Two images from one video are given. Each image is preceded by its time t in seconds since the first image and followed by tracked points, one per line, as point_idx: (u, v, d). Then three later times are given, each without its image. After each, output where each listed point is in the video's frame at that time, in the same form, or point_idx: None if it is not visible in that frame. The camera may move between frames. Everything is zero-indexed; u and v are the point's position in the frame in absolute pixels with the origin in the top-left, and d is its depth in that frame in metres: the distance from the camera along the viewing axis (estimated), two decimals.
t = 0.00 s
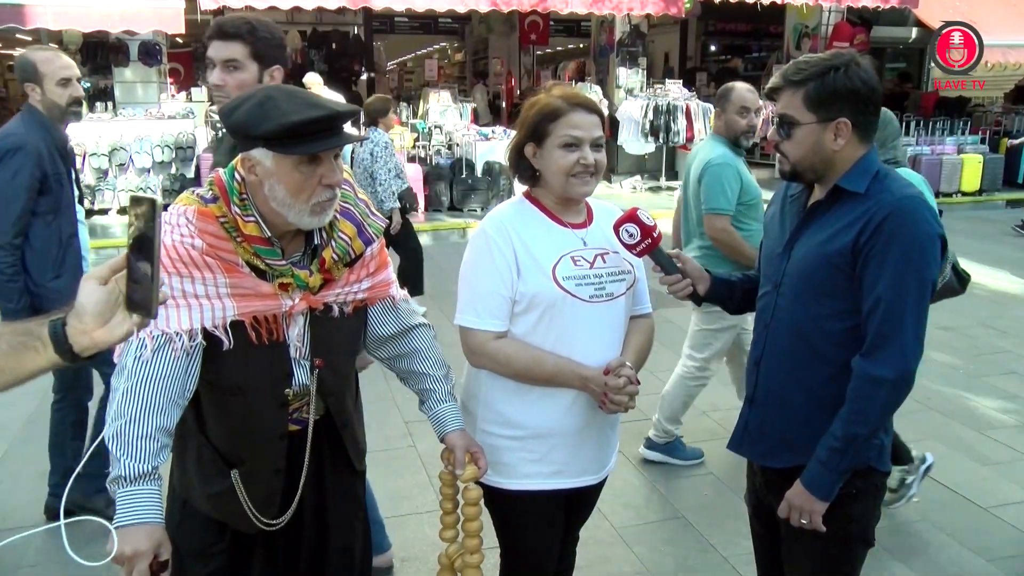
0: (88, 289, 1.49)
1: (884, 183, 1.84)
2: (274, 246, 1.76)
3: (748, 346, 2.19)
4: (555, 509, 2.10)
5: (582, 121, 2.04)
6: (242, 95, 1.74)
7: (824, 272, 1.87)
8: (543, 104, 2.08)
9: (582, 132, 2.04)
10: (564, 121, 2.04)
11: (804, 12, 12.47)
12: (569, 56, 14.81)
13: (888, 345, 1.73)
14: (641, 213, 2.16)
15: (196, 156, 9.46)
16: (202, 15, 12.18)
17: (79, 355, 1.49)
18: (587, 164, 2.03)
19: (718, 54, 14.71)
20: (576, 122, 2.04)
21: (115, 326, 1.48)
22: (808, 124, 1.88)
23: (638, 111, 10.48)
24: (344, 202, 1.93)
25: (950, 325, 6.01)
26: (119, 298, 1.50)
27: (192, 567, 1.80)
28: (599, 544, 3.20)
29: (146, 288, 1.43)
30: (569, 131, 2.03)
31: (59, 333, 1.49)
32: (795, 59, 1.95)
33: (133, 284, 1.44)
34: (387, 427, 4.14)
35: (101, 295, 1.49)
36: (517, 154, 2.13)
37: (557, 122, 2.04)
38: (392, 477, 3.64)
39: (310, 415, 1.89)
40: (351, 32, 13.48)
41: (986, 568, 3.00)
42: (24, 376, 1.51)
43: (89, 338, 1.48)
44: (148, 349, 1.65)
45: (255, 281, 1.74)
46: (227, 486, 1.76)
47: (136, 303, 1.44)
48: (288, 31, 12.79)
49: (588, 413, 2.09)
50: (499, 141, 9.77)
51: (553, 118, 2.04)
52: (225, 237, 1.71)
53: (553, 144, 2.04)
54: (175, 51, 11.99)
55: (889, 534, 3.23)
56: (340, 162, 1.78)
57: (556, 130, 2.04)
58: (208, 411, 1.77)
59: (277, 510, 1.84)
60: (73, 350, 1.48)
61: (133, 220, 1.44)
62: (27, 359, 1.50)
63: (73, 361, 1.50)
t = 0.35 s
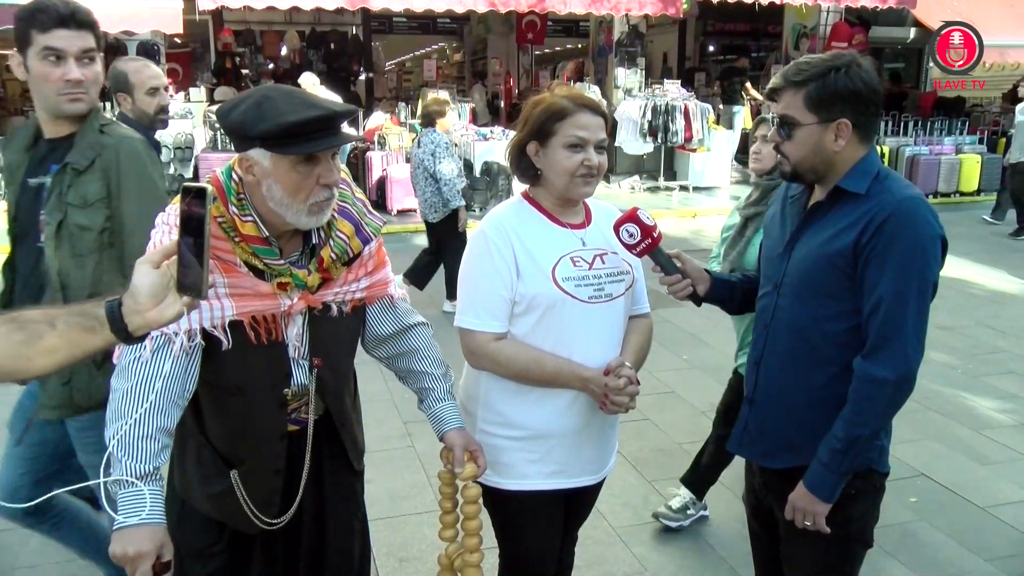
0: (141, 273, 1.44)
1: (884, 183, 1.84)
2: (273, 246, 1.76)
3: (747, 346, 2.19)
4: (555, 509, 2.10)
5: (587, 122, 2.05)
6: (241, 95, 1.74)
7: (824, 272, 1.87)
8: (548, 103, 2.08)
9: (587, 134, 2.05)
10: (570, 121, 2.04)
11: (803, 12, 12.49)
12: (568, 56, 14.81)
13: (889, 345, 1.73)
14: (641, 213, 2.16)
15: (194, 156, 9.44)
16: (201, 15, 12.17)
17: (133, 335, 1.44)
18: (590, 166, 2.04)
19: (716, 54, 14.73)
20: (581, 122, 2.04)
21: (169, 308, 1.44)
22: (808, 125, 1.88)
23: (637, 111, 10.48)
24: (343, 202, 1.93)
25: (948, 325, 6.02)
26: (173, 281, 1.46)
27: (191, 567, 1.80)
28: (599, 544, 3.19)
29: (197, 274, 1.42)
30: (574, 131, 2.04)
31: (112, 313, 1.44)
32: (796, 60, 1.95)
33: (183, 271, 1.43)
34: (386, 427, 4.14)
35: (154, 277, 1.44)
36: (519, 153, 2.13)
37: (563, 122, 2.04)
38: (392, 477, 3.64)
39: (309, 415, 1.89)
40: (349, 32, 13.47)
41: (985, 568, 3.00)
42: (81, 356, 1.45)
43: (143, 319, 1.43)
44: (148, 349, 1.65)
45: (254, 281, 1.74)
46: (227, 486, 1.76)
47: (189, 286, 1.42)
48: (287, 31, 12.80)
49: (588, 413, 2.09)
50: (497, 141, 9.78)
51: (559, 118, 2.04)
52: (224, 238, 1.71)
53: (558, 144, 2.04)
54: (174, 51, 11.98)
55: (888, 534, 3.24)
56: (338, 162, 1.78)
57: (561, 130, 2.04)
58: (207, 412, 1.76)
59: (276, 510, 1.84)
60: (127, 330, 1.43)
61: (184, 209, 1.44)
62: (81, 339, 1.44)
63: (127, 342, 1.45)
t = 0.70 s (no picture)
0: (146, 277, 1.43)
1: (884, 184, 1.84)
2: (274, 246, 1.76)
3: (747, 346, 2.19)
4: (554, 509, 2.10)
5: (596, 127, 2.05)
6: (238, 96, 1.74)
7: (823, 272, 1.87)
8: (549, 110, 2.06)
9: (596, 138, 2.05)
10: (580, 128, 2.03)
11: (803, 13, 12.48)
12: (567, 56, 14.80)
13: (889, 345, 1.73)
14: (640, 215, 2.18)
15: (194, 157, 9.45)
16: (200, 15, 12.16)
17: (136, 340, 1.43)
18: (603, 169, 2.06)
19: (716, 55, 14.74)
20: (591, 129, 2.04)
21: (173, 312, 1.44)
22: (808, 127, 1.88)
23: (637, 111, 10.48)
24: (342, 202, 1.93)
25: (948, 325, 6.02)
26: (176, 287, 1.46)
27: (191, 567, 1.80)
28: (598, 544, 3.20)
29: (200, 278, 1.43)
30: (586, 137, 2.04)
31: (116, 318, 1.42)
32: (794, 61, 1.95)
33: (187, 274, 1.42)
34: (386, 427, 4.14)
35: (159, 281, 1.44)
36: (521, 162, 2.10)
37: (573, 129, 2.03)
38: (392, 477, 3.64)
39: (308, 415, 1.89)
40: (349, 33, 13.45)
41: (984, 569, 3.00)
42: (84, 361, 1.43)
43: (148, 323, 1.42)
44: (149, 350, 1.65)
45: (255, 281, 1.74)
46: (227, 486, 1.76)
47: (193, 290, 1.42)
48: (287, 31, 12.80)
49: (588, 412, 2.09)
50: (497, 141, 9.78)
51: (568, 124, 2.03)
52: (225, 238, 1.71)
53: (569, 151, 2.04)
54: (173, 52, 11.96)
55: (888, 534, 3.24)
56: (338, 162, 1.78)
57: (572, 137, 2.03)
58: (208, 411, 1.77)
59: (276, 510, 1.85)
60: (129, 335, 1.42)
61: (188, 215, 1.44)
62: (81, 344, 1.41)
63: (128, 348, 1.43)
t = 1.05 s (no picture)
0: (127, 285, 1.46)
1: (883, 184, 1.85)
2: (273, 248, 1.77)
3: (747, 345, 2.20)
4: (555, 509, 2.10)
5: (591, 126, 2.05)
6: (239, 97, 1.74)
7: (822, 272, 1.87)
8: (546, 110, 2.06)
9: (593, 138, 2.05)
10: (577, 128, 2.03)
11: (802, 12, 12.46)
12: (567, 56, 14.80)
13: (887, 345, 1.73)
14: (639, 215, 2.18)
15: (194, 157, 9.46)
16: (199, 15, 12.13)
17: (115, 350, 1.42)
18: (599, 167, 2.06)
19: (716, 54, 14.74)
20: (588, 128, 2.04)
21: (154, 322, 1.46)
22: (806, 127, 1.88)
23: (637, 111, 10.48)
24: (342, 203, 1.93)
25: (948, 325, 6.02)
26: (156, 296, 1.48)
27: (189, 566, 1.79)
28: (596, 544, 3.20)
29: (181, 286, 1.43)
30: (581, 137, 2.04)
31: (95, 328, 1.42)
32: (794, 61, 1.95)
33: (167, 284, 1.43)
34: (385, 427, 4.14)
35: (139, 290, 1.46)
36: (517, 163, 2.09)
37: (570, 129, 2.03)
38: (391, 477, 3.64)
39: (308, 415, 1.89)
40: (348, 33, 13.45)
41: (984, 568, 3.00)
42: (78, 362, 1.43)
43: (128, 333, 1.43)
44: (146, 351, 1.65)
45: (254, 282, 1.74)
46: (225, 486, 1.76)
47: (173, 301, 1.42)
48: (286, 32, 12.81)
49: (587, 412, 2.09)
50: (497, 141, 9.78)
51: (565, 124, 2.03)
52: (225, 239, 1.71)
53: (566, 150, 2.03)
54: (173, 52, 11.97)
55: (888, 534, 3.24)
56: (339, 164, 1.78)
57: (568, 137, 2.03)
58: (207, 411, 1.77)
59: (275, 510, 1.84)
60: (109, 346, 1.42)
61: (169, 223, 1.45)
62: (59, 356, 1.42)
63: (109, 359, 1.43)
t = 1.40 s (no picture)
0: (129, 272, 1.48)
1: (883, 184, 1.85)
2: (272, 247, 1.76)
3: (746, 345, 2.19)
4: (553, 508, 2.10)
5: (588, 126, 2.05)
6: (241, 96, 1.74)
7: (822, 272, 1.87)
8: (544, 109, 2.05)
9: (589, 137, 2.04)
10: (573, 127, 2.03)
11: (802, 11, 12.46)
12: (567, 55, 14.80)
13: (887, 344, 1.73)
14: (640, 212, 2.19)
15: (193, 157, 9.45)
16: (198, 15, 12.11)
17: (120, 336, 1.45)
18: (594, 167, 2.06)
19: (715, 54, 14.75)
20: (585, 127, 2.04)
21: (156, 308, 1.45)
22: (807, 125, 1.88)
23: (637, 111, 10.48)
24: (341, 203, 1.93)
25: (948, 325, 6.02)
26: (160, 281, 1.48)
27: (189, 567, 1.79)
28: (595, 543, 3.20)
29: (185, 273, 1.42)
30: (578, 135, 2.03)
31: (100, 313, 1.45)
32: (796, 60, 1.96)
33: (171, 270, 1.43)
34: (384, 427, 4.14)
35: (143, 277, 1.47)
36: (514, 161, 2.09)
37: (566, 127, 2.03)
38: (390, 477, 3.64)
39: (307, 415, 1.89)
40: (347, 33, 13.45)
41: (983, 568, 3.00)
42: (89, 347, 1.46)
43: (132, 319, 1.44)
44: (146, 350, 1.65)
45: (253, 282, 1.74)
46: (224, 487, 1.76)
47: (177, 286, 1.42)
48: (286, 31, 12.82)
49: (585, 412, 2.09)
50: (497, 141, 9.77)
51: (562, 122, 2.03)
52: (224, 239, 1.71)
53: (561, 150, 2.03)
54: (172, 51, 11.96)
55: (887, 534, 3.24)
56: (339, 163, 1.79)
57: (563, 135, 2.03)
58: (205, 411, 1.77)
59: (274, 510, 1.84)
60: (114, 330, 1.44)
61: (172, 209, 1.44)
62: (66, 340, 1.46)
63: (114, 344, 1.46)
